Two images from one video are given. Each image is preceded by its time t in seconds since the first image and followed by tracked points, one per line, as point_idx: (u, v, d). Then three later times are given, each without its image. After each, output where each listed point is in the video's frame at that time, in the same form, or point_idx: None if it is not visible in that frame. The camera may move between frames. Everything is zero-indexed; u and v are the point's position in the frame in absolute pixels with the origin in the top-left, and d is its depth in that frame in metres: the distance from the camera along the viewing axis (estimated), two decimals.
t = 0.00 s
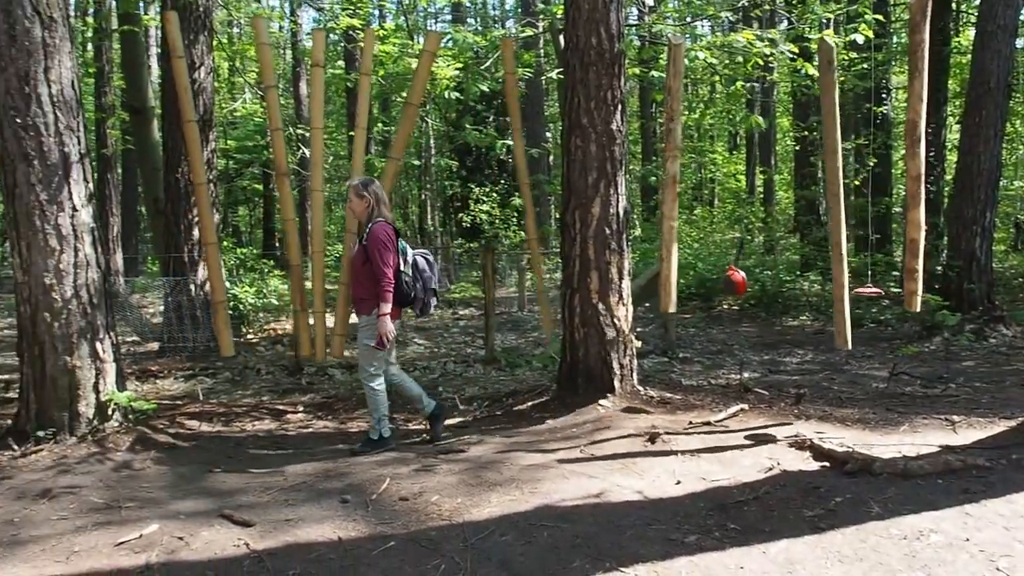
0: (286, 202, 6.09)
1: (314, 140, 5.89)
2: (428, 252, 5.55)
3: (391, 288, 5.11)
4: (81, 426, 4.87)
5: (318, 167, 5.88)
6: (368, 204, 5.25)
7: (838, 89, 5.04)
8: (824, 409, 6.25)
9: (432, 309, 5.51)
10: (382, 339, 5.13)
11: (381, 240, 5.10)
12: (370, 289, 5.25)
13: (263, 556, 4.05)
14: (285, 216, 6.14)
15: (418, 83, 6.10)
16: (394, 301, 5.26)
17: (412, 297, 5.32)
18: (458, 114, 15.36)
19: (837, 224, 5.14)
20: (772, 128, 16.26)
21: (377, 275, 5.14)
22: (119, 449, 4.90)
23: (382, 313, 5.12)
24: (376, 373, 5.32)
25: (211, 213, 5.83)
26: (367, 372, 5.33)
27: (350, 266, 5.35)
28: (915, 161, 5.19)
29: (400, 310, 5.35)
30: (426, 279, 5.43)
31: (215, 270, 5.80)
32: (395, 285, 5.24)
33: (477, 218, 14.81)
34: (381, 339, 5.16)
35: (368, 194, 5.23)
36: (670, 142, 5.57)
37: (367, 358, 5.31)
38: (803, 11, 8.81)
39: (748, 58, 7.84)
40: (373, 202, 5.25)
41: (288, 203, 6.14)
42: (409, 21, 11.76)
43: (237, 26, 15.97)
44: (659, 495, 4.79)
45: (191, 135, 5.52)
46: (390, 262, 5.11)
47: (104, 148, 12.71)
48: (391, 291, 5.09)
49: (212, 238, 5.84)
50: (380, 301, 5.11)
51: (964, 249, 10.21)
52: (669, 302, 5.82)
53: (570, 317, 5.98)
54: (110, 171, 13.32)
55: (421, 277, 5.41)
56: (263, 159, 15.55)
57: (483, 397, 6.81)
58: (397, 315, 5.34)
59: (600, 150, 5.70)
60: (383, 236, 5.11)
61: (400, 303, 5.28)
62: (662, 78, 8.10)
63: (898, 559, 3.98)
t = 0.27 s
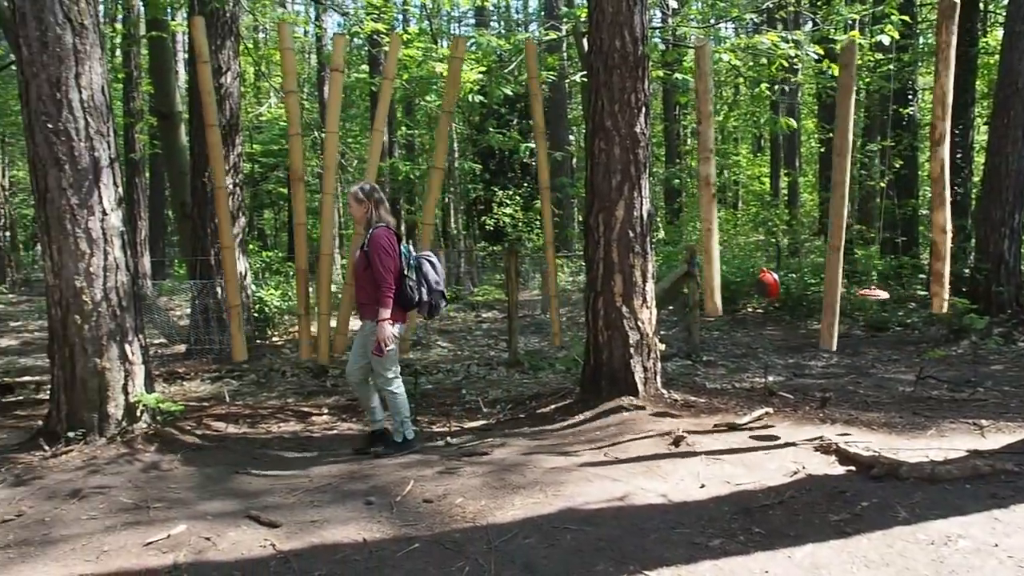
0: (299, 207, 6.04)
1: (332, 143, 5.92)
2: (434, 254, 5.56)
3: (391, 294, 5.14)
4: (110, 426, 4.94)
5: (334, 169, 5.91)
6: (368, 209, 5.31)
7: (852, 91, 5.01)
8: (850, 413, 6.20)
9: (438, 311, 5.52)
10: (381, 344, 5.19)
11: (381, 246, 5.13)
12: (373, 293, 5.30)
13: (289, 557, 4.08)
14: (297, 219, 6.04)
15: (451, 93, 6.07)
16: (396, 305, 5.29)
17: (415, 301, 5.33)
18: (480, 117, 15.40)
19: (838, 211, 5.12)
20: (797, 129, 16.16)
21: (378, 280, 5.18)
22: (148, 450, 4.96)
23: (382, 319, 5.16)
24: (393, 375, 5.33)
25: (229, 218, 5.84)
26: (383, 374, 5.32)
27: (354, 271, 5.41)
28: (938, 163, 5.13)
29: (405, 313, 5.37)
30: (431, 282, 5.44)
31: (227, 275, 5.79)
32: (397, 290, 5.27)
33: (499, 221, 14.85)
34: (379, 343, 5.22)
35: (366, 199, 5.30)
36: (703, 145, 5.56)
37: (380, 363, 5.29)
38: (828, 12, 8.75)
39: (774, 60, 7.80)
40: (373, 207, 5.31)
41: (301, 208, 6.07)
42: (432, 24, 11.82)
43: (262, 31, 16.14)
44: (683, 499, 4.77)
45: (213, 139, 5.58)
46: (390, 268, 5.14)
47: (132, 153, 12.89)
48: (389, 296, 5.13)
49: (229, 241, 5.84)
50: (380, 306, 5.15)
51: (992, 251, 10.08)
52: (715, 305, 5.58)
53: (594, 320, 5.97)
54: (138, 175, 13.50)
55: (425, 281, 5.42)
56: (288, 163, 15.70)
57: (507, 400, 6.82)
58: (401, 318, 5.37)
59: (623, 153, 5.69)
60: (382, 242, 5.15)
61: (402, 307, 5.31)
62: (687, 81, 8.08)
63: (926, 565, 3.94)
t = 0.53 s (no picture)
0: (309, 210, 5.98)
1: (353, 146, 5.97)
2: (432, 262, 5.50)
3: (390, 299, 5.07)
4: (141, 427, 5.00)
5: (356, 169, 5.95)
6: (367, 215, 5.21)
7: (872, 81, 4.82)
8: (878, 416, 6.13)
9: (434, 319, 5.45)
10: (379, 350, 5.12)
11: (382, 251, 5.07)
12: (370, 298, 5.22)
13: (315, 557, 4.11)
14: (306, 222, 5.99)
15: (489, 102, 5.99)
16: (394, 311, 5.22)
17: (414, 308, 5.26)
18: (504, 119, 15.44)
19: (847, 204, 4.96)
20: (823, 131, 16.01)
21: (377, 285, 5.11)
22: (177, 450, 5.01)
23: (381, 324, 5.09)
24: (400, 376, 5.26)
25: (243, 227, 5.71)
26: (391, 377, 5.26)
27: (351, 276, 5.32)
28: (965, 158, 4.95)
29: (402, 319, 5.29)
30: (429, 290, 5.38)
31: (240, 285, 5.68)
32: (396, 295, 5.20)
33: (524, 223, 14.87)
34: (377, 349, 5.15)
35: (367, 205, 5.20)
36: (737, 145, 5.51)
37: (383, 368, 5.22)
38: (855, 12, 8.69)
39: (800, 60, 7.76)
40: (372, 214, 5.21)
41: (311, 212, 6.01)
42: (456, 28, 11.89)
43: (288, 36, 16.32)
44: (709, 502, 4.74)
45: (233, 145, 5.53)
46: (391, 273, 5.08)
47: (162, 157, 13.07)
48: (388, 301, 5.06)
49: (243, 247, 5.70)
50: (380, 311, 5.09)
51: None
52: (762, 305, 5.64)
53: (619, 322, 5.95)
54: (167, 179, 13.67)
55: (423, 288, 5.35)
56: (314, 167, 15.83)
57: (531, 402, 6.82)
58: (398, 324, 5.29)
59: (649, 154, 5.68)
60: (383, 247, 5.09)
61: (400, 314, 5.24)
62: (712, 82, 8.06)
63: (957, 570, 3.88)
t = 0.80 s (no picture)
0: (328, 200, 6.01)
1: (368, 145, 5.98)
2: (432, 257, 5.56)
3: (393, 293, 5.14)
4: (171, 423, 5.06)
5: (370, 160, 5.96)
6: (369, 211, 5.26)
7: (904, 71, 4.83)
8: (908, 415, 6.06)
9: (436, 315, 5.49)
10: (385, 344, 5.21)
11: (384, 246, 5.14)
12: (374, 293, 5.29)
13: (343, 553, 4.14)
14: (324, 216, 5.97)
15: (531, 94, 5.93)
16: (398, 306, 5.27)
17: (417, 303, 5.30)
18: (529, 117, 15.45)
19: (875, 193, 4.93)
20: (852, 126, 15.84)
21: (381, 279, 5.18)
22: (206, 445, 5.07)
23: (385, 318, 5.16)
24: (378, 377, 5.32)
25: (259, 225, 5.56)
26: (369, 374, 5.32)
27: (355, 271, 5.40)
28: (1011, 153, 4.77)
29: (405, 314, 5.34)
30: (431, 285, 5.41)
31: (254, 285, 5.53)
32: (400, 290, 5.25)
33: (549, 220, 14.89)
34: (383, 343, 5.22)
35: (369, 200, 5.25)
36: (767, 140, 5.52)
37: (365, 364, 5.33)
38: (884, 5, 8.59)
39: (828, 54, 7.69)
40: (375, 209, 5.26)
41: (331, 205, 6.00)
42: (481, 25, 11.91)
43: (314, 36, 16.44)
44: (736, 500, 4.71)
45: (252, 141, 5.41)
46: (394, 268, 5.15)
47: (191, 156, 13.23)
48: (393, 295, 5.13)
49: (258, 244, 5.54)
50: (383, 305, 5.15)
51: None
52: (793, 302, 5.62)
53: (645, 319, 5.93)
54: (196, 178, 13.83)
55: (425, 283, 5.39)
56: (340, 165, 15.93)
57: (557, 399, 6.81)
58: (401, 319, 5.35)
59: (675, 151, 5.65)
60: (386, 242, 5.16)
61: (403, 308, 5.29)
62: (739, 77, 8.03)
63: (990, 571, 3.83)
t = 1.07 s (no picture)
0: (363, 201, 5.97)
1: (388, 140, 5.99)
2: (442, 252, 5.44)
3: (403, 290, 5.04)
4: (203, 416, 5.13)
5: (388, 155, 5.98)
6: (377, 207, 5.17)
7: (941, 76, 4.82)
8: (941, 412, 5.97)
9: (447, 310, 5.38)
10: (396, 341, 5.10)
11: (393, 243, 5.03)
12: (384, 291, 5.20)
13: (372, 546, 4.17)
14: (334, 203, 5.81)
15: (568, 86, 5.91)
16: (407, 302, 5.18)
17: (427, 299, 5.20)
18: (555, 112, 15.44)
19: (922, 191, 4.82)
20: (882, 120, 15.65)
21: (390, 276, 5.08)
22: (237, 439, 5.13)
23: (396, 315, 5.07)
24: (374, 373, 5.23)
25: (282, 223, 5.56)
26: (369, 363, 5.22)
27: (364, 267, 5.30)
28: None
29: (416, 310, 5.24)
30: (441, 280, 5.29)
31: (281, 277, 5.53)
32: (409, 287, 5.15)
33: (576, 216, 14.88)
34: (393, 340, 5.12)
35: (378, 197, 5.17)
36: (793, 134, 5.44)
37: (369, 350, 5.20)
38: None
39: (859, 47, 7.60)
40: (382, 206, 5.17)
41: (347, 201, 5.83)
42: (508, 21, 11.92)
43: (342, 33, 16.55)
44: (765, 497, 4.68)
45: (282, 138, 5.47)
46: (402, 264, 5.04)
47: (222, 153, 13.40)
48: (402, 293, 5.03)
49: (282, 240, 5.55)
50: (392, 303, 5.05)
51: None
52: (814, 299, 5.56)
53: (672, 314, 5.91)
54: (226, 174, 14.00)
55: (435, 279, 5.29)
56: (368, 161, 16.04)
57: (584, 394, 6.81)
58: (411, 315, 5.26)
59: (703, 145, 5.62)
60: (394, 239, 5.05)
61: (413, 304, 5.20)
62: (768, 70, 7.97)
63: None
